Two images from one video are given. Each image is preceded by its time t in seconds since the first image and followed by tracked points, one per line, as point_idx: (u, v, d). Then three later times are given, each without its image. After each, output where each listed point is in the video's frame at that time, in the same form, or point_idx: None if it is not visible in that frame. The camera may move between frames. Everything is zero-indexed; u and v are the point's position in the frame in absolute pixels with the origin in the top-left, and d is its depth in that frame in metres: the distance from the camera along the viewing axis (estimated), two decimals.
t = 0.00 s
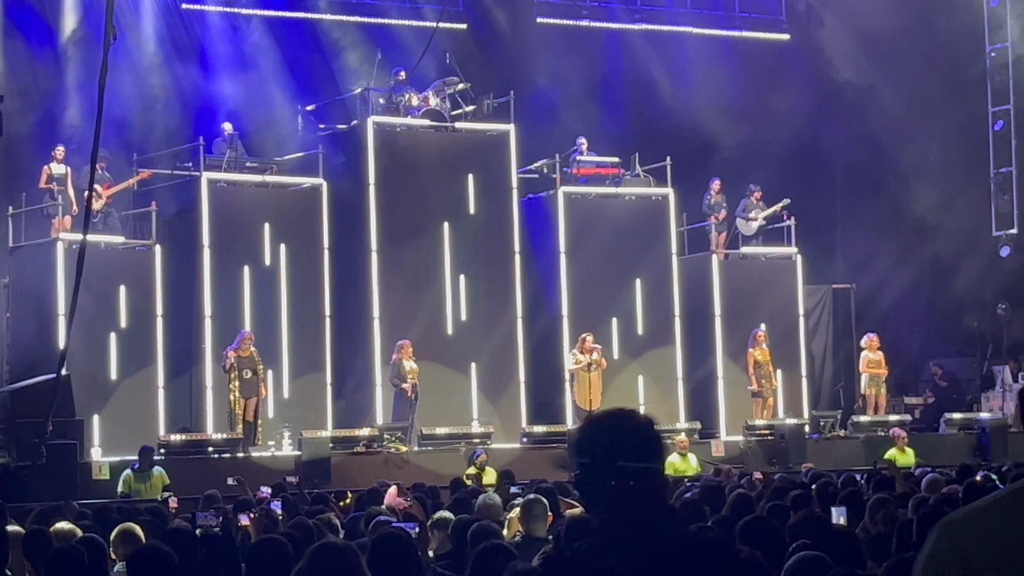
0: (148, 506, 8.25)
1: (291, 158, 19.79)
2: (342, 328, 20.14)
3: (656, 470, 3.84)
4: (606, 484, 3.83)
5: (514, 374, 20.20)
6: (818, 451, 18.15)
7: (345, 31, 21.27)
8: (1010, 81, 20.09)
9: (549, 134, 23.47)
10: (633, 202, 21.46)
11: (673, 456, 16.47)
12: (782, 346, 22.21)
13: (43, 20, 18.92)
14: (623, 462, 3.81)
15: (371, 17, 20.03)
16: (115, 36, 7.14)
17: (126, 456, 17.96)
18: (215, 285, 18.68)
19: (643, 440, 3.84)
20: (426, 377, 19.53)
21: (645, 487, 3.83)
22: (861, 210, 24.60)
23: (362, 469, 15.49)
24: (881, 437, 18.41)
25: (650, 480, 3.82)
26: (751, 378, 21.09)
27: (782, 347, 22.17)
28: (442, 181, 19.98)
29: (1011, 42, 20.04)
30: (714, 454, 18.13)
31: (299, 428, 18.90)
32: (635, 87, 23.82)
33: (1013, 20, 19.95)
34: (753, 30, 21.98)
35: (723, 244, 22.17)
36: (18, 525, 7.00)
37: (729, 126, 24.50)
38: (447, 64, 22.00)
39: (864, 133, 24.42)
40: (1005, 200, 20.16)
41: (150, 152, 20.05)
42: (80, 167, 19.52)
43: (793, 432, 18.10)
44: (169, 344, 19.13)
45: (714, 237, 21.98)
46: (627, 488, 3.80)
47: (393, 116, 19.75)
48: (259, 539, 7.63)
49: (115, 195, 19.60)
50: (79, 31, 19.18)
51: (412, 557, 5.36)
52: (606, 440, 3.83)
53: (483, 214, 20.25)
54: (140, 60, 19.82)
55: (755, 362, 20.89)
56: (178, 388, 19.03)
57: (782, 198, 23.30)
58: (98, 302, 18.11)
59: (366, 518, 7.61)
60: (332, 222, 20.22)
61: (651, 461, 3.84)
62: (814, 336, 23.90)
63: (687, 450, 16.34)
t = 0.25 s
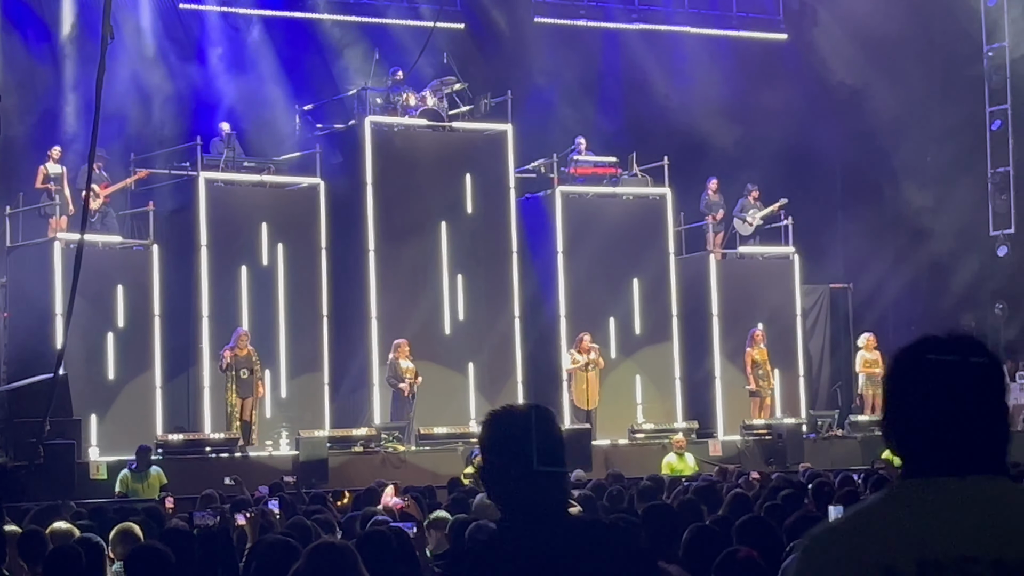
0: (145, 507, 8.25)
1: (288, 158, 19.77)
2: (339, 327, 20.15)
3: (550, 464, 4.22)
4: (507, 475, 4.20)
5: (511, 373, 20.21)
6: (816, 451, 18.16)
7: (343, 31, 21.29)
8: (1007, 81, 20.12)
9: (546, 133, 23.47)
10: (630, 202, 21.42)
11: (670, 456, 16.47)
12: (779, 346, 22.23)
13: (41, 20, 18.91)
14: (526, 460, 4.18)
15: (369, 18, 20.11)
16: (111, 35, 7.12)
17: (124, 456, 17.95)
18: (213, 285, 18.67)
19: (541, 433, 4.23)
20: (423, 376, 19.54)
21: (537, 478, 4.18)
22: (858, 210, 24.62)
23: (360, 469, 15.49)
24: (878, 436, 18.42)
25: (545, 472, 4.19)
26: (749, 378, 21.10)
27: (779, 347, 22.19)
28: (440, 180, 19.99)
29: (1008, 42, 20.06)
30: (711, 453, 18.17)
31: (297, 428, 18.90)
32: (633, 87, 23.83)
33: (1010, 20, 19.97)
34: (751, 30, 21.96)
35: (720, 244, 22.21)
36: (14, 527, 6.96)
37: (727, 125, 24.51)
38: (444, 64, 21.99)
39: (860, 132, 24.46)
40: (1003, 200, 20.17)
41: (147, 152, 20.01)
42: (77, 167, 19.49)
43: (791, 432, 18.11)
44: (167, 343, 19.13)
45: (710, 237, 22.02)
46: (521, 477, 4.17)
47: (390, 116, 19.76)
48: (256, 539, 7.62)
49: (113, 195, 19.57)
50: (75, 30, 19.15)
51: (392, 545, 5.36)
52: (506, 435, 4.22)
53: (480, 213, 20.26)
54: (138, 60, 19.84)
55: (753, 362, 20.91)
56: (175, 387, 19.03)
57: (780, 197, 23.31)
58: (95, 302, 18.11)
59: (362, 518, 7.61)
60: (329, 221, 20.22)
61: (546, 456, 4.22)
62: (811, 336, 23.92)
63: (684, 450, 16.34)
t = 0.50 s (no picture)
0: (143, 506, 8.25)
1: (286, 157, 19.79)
2: (337, 327, 20.15)
3: (507, 475, 3.84)
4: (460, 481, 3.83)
5: (509, 373, 20.21)
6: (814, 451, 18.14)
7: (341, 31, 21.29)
8: (1005, 80, 20.13)
9: (544, 130, 23.44)
10: (628, 201, 21.44)
11: (668, 455, 16.47)
12: (777, 345, 22.23)
13: (39, 19, 18.90)
14: (478, 468, 3.80)
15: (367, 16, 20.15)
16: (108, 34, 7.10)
17: (122, 456, 17.96)
18: (210, 284, 18.66)
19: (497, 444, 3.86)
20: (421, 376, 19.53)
21: (490, 486, 3.80)
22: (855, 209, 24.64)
23: (358, 469, 15.47)
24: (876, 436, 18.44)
25: (498, 481, 3.81)
26: (747, 377, 21.09)
27: (777, 346, 22.19)
28: (438, 180, 19.99)
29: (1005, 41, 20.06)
30: (709, 453, 18.19)
31: (295, 428, 18.89)
32: (631, 86, 23.82)
33: (1007, 19, 19.97)
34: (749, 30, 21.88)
35: (718, 244, 22.23)
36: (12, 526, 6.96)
37: (725, 125, 24.46)
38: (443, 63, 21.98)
39: (857, 132, 24.49)
40: (1000, 199, 20.17)
41: (144, 150, 19.94)
42: (74, 167, 19.45)
43: (788, 431, 18.12)
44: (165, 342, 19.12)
45: (709, 236, 22.02)
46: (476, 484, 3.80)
47: (388, 115, 19.76)
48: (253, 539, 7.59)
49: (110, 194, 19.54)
50: (73, 28, 19.10)
51: (386, 547, 5.56)
52: (463, 440, 3.85)
53: (478, 213, 20.27)
54: (136, 60, 19.80)
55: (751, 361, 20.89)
56: (173, 387, 19.02)
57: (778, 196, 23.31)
58: (93, 301, 18.10)
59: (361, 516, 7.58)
60: (327, 221, 20.22)
61: (503, 464, 3.84)
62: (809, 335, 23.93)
63: (681, 449, 16.33)
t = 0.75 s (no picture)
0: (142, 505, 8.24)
1: (284, 158, 19.79)
2: (336, 327, 20.15)
3: (479, 480, 3.76)
4: (431, 493, 3.76)
5: (508, 373, 20.20)
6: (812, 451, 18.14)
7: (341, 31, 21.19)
8: (1003, 79, 20.12)
9: (543, 129, 23.48)
10: (626, 201, 21.43)
11: (666, 455, 16.46)
12: (775, 345, 22.24)
13: (37, 22, 18.81)
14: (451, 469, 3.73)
15: (365, 16, 20.14)
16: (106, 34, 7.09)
17: (120, 456, 17.96)
18: (209, 284, 18.66)
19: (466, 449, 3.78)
20: (420, 376, 19.54)
21: (463, 491, 3.73)
22: (853, 209, 24.65)
23: (355, 469, 15.45)
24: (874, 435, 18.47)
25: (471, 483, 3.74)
26: (745, 377, 21.07)
27: (775, 346, 22.21)
28: (436, 180, 20.00)
29: (1003, 41, 20.06)
30: (707, 453, 18.19)
31: (293, 427, 18.88)
32: (629, 86, 23.92)
33: (1005, 19, 19.96)
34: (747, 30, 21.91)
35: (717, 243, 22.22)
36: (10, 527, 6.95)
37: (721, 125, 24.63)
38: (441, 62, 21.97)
39: (855, 132, 24.51)
40: (999, 199, 20.17)
41: (142, 151, 20.10)
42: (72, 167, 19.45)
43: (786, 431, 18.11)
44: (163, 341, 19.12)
45: (707, 236, 22.01)
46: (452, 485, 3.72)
47: (386, 115, 19.75)
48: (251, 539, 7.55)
49: (108, 194, 19.52)
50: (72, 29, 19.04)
51: (377, 541, 5.56)
52: (431, 452, 3.80)
53: (476, 213, 20.28)
54: (135, 63, 19.80)
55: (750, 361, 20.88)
56: (172, 387, 19.02)
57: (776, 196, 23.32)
58: (92, 302, 18.10)
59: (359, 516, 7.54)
60: (325, 221, 20.22)
61: (473, 475, 3.76)
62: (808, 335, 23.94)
63: (679, 449, 16.31)
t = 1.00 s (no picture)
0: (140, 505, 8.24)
1: (283, 157, 19.79)
2: (334, 327, 20.16)
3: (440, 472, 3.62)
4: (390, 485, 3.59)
5: (506, 372, 20.21)
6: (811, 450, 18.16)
7: (339, 32, 21.17)
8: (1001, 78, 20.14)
9: (542, 128, 23.49)
10: (625, 200, 21.44)
11: (664, 455, 16.46)
12: (774, 344, 22.25)
13: (35, 19, 18.85)
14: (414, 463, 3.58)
15: (364, 16, 20.14)
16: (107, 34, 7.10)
17: (119, 455, 17.95)
18: (208, 284, 18.65)
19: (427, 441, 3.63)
20: (419, 375, 19.54)
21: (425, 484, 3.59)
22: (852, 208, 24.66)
23: (354, 468, 15.44)
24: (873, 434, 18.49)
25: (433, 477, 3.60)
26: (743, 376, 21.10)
27: (774, 345, 22.22)
28: (435, 179, 20.01)
29: (1002, 40, 20.07)
30: (707, 452, 18.21)
31: (292, 427, 18.89)
32: (627, 85, 23.94)
33: (1004, 18, 19.98)
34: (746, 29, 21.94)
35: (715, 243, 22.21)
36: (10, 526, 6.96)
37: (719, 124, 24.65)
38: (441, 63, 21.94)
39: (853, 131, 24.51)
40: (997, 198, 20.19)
41: (140, 151, 20.00)
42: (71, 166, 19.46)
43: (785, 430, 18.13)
44: (162, 341, 19.11)
45: (705, 236, 22.03)
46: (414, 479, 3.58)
47: (385, 115, 19.75)
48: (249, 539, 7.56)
49: (106, 193, 19.51)
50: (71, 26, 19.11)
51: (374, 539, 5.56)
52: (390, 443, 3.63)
53: (475, 212, 20.28)
54: (133, 61, 19.84)
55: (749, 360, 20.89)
56: (170, 386, 19.02)
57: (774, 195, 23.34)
58: (90, 301, 18.10)
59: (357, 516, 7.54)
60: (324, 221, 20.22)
61: (435, 466, 3.62)
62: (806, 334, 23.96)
63: (678, 449, 16.32)
